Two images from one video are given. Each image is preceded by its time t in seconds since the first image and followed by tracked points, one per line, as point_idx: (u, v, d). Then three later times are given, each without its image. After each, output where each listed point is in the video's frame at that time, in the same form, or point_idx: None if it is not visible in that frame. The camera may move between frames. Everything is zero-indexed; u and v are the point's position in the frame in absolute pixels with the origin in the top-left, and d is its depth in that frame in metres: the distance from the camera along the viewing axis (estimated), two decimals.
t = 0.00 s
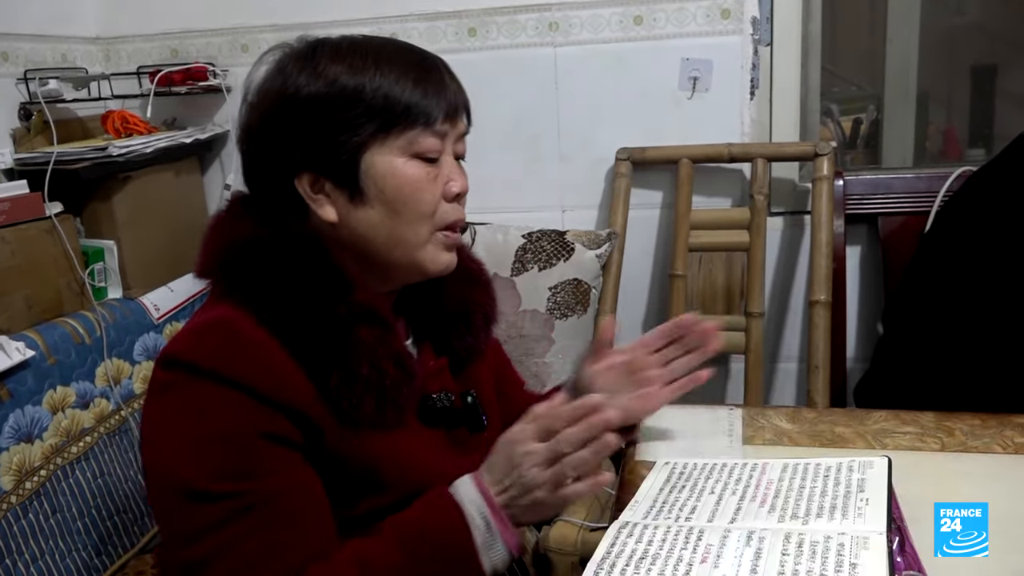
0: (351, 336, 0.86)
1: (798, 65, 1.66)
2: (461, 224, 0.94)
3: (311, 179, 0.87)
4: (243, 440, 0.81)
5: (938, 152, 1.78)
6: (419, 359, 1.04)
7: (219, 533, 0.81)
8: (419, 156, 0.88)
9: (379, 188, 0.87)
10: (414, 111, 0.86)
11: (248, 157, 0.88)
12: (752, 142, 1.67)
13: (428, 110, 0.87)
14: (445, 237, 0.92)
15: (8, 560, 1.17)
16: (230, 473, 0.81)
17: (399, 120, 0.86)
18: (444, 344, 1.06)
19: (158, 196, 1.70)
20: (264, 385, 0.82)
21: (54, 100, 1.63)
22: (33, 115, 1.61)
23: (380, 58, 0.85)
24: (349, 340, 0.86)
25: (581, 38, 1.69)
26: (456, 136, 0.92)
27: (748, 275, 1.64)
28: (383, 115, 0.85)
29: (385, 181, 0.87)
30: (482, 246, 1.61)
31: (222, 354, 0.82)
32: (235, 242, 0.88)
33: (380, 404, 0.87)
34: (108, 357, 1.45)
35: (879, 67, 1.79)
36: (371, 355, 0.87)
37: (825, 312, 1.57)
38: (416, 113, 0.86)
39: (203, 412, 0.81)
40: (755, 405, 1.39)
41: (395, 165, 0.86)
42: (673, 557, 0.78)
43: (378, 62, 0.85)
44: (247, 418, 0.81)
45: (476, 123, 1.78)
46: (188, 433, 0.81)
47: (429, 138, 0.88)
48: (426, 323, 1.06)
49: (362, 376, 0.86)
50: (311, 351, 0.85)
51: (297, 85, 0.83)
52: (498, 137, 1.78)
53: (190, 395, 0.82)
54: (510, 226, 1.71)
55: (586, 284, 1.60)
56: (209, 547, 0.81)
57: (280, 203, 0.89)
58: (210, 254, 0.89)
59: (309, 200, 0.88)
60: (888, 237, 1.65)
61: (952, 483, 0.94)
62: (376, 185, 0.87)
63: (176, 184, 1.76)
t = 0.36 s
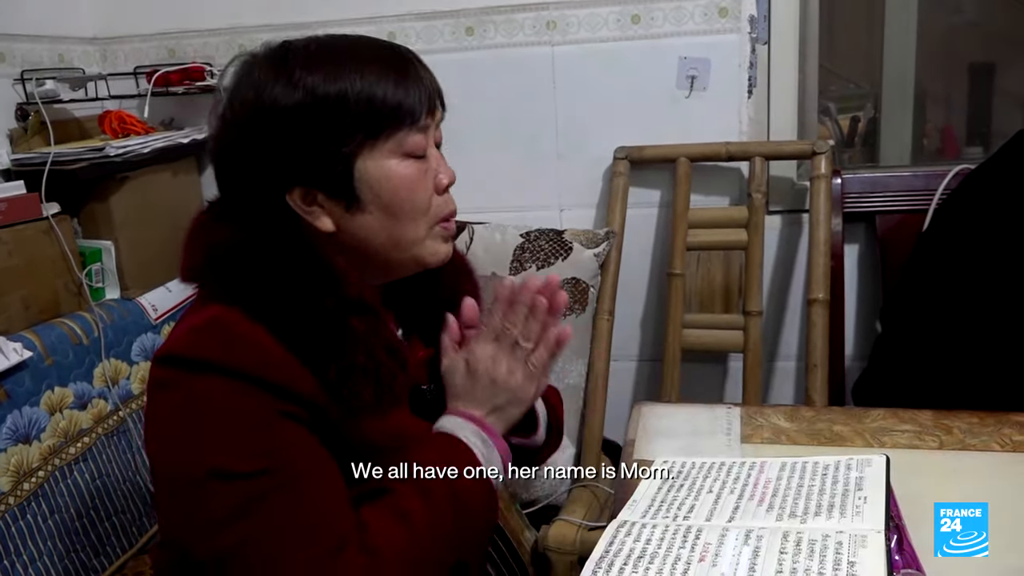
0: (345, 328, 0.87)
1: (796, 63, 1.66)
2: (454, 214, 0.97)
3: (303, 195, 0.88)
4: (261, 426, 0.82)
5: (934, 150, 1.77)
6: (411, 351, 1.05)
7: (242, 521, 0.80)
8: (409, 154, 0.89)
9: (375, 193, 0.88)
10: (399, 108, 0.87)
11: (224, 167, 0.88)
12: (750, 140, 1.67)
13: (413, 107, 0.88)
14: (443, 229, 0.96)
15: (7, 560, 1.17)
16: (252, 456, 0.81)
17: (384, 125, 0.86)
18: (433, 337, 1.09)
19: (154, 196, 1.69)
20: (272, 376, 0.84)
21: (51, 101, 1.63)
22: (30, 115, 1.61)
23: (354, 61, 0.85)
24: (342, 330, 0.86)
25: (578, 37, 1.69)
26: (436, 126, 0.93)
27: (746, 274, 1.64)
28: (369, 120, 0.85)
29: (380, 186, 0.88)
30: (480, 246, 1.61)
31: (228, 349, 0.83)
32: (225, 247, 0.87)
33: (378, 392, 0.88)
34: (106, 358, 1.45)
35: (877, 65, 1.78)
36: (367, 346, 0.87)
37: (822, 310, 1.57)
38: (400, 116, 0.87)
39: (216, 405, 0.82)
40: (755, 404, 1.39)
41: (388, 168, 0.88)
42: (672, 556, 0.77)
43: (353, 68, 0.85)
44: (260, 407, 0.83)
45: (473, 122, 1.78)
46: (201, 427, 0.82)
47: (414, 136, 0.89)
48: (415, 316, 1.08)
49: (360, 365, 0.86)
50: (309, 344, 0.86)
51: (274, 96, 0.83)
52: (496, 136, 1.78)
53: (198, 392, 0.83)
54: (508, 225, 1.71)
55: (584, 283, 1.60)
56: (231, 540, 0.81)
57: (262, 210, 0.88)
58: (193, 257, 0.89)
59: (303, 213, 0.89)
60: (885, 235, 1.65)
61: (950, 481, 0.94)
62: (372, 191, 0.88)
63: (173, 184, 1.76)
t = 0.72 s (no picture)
0: (327, 332, 0.88)
1: (793, 62, 1.66)
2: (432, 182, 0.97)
3: (294, 205, 0.87)
4: (234, 447, 0.83)
5: (933, 149, 1.77)
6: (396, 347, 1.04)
7: (203, 542, 0.82)
8: (380, 134, 0.90)
9: (362, 180, 0.88)
10: (357, 97, 0.86)
11: (191, 199, 0.86)
12: (748, 139, 1.67)
13: (369, 93, 0.87)
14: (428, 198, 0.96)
15: (5, 561, 1.16)
16: (217, 483, 0.82)
17: (353, 116, 0.86)
18: (422, 332, 1.07)
19: (153, 196, 1.69)
20: (249, 391, 0.85)
21: (48, 101, 1.63)
22: (27, 116, 1.61)
23: (299, 64, 0.84)
24: (325, 333, 0.88)
25: (576, 36, 1.69)
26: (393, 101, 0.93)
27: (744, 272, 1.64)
28: (334, 118, 0.85)
29: (363, 171, 0.88)
30: (478, 246, 1.61)
31: (206, 361, 0.84)
32: (206, 254, 0.86)
33: (360, 396, 0.89)
34: (104, 358, 1.45)
35: (875, 63, 1.78)
36: (349, 351, 0.89)
37: (820, 309, 1.57)
38: (362, 101, 0.87)
39: (191, 419, 0.82)
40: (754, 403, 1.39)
41: (367, 151, 0.88)
42: (670, 554, 0.77)
43: (302, 74, 0.83)
44: (234, 424, 0.83)
45: (471, 122, 1.78)
46: (172, 441, 0.82)
47: (380, 116, 0.89)
48: (404, 312, 1.07)
49: (341, 370, 0.88)
50: (289, 349, 0.87)
51: (235, 125, 0.81)
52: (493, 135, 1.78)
53: (172, 402, 0.83)
54: (506, 224, 1.71)
55: (583, 282, 1.60)
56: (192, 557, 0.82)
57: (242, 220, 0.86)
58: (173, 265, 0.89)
59: (297, 224, 0.88)
60: (883, 233, 1.65)
61: (949, 480, 0.94)
62: (358, 178, 0.88)
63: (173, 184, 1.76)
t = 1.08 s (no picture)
0: (327, 333, 0.88)
1: (792, 60, 1.66)
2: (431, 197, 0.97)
3: (293, 204, 0.86)
4: (246, 446, 0.83)
5: (932, 147, 1.79)
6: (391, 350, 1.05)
7: (220, 541, 0.82)
8: (387, 145, 0.89)
9: (363, 188, 0.88)
10: (368, 102, 0.86)
11: (197, 183, 0.86)
12: (747, 138, 1.67)
13: (380, 99, 0.87)
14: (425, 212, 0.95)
15: (4, 560, 1.16)
16: (230, 481, 0.82)
17: (362, 123, 0.86)
18: (416, 335, 1.07)
19: (152, 196, 1.69)
20: (253, 388, 0.84)
21: (47, 100, 1.63)
22: (25, 114, 1.61)
23: (317, 64, 0.84)
24: (325, 335, 0.88)
25: (575, 35, 1.69)
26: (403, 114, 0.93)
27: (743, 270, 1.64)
28: (342, 121, 0.85)
29: (366, 180, 0.88)
30: (477, 245, 1.61)
31: (206, 361, 0.84)
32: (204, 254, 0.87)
33: (361, 399, 0.90)
34: (103, 357, 1.45)
35: (874, 62, 1.78)
36: (349, 352, 0.89)
37: (820, 307, 1.57)
38: (374, 109, 0.87)
39: (199, 420, 0.82)
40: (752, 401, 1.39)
41: (371, 160, 0.88)
42: (670, 552, 0.78)
43: (319, 73, 0.83)
44: (239, 423, 0.83)
45: (470, 121, 1.78)
46: (176, 445, 0.82)
47: (388, 127, 0.89)
48: (397, 314, 1.07)
49: (343, 372, 0.88)
50: (290, 350, 0.87)
51: (248, 116, 0.81)
52: (492, 134, 1.78)
53: (173, 404, 0.83)
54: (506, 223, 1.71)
55: (582, 280, 1.59)
56: (210, 558, 0.82)
57: (239, 221, 0.87)
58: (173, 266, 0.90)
59: (293, 224, 0.88)
60: (882, 232, 1.65)
61: (948, 479, 0.94)
62: (359, 186, 0.88)
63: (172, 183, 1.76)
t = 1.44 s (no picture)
0: (331, 330, 0.88)
1: (791, 60, 1.66)
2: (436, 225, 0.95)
3: (283, 188, 0.88)
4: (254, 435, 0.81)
5: (932, 147, 1.78)
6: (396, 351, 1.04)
7: (229, 531, 0.79)
8: (388, 157, 0.89)
9: (350, 192, 0.88)
10: (379, 106, 0.86)
11: (217, 160, 0.89)
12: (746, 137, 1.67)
13: (392, 108, 0.87)
14: (420, 236, 0.93)
15: (4, 558, 1.17)
16: (246, 459, 0.80)
17: (365, 129, 0.86)
18: (421, 336, 1.08)
19: (152, 195, 1.69)
20: (260, 378, 0.84)
21: (46, 98, 1.63)
22: (25, 112, 1.61)
23: (343, 61, 0.86)
24: (330, 332, 0.88)
25: (575, 34, 1.69)
26: (425, 131, 0.92)
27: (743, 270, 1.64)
28: (347, 120, 0.85)
29: (356, 187, 0.88)
30: (477, 243, 1.61)
31: (214, 352, 0.83)
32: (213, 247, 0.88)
33: (365, 395, 0.89)
34: (103, 355, 1.45)
35: (874, 62, 1.78)
36: (354, 349, 0.88)
37: (819, 307, 1.57)
38: (384, 115, 0.87)
39: (205, 409, 0.81)
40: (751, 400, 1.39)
41: (365, 168, 0.88)
42: (670, 551, 0.78)
43: (342, 67, 0.85)
44: (247, 411, 0.82)
45: (470, 119, 1.78)
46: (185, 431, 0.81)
47: (396, 140, 0.88)
48: (401, 317, 1.08)
49: (347, 368, 0.87)
50: (294, 346, 0.87)
51: (262, 93, 0.84)
52: (492, 132, 1.78)
53: (181, 392, 0.82)
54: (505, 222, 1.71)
55: (582, 280, 1.60)
56: (220, 548, 0.79)
57: (249, 212, 0.90)
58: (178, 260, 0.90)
59: (281, 207, 0.89)
60: (881, 231, 1.65)
61: (948, 479, 0.94)
62: (348, 190, 0.88)
63: (172, 181, 1.76)
